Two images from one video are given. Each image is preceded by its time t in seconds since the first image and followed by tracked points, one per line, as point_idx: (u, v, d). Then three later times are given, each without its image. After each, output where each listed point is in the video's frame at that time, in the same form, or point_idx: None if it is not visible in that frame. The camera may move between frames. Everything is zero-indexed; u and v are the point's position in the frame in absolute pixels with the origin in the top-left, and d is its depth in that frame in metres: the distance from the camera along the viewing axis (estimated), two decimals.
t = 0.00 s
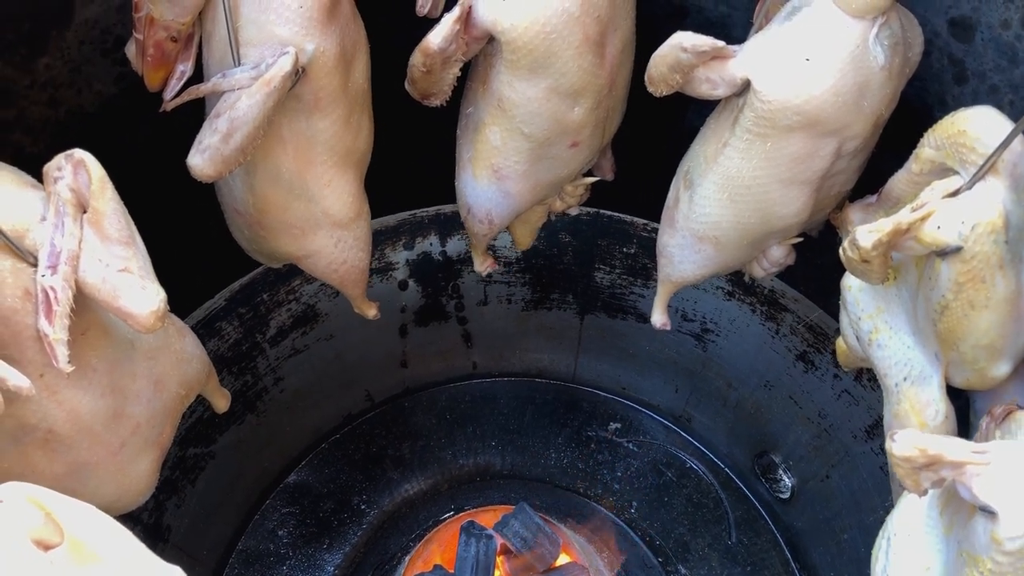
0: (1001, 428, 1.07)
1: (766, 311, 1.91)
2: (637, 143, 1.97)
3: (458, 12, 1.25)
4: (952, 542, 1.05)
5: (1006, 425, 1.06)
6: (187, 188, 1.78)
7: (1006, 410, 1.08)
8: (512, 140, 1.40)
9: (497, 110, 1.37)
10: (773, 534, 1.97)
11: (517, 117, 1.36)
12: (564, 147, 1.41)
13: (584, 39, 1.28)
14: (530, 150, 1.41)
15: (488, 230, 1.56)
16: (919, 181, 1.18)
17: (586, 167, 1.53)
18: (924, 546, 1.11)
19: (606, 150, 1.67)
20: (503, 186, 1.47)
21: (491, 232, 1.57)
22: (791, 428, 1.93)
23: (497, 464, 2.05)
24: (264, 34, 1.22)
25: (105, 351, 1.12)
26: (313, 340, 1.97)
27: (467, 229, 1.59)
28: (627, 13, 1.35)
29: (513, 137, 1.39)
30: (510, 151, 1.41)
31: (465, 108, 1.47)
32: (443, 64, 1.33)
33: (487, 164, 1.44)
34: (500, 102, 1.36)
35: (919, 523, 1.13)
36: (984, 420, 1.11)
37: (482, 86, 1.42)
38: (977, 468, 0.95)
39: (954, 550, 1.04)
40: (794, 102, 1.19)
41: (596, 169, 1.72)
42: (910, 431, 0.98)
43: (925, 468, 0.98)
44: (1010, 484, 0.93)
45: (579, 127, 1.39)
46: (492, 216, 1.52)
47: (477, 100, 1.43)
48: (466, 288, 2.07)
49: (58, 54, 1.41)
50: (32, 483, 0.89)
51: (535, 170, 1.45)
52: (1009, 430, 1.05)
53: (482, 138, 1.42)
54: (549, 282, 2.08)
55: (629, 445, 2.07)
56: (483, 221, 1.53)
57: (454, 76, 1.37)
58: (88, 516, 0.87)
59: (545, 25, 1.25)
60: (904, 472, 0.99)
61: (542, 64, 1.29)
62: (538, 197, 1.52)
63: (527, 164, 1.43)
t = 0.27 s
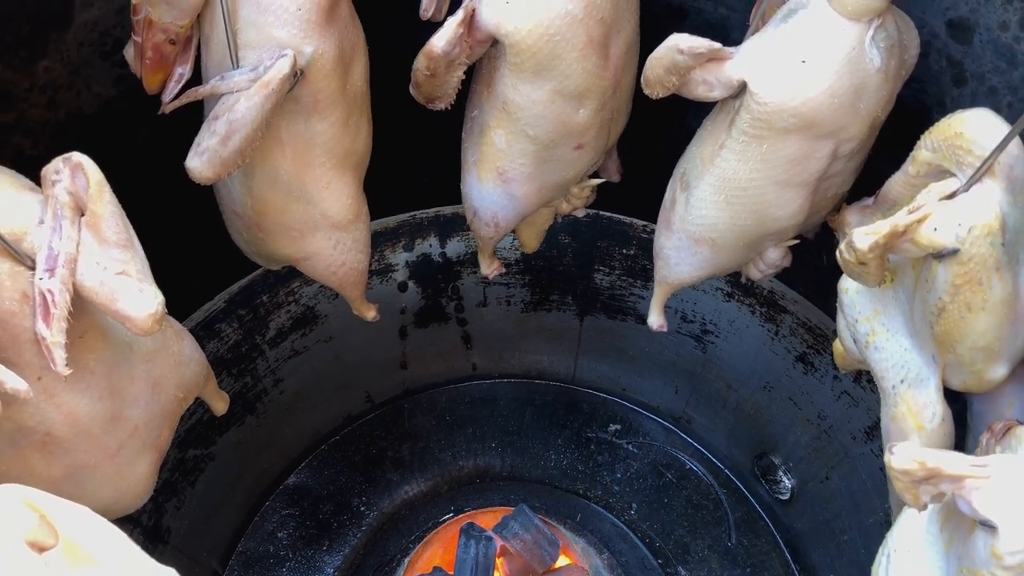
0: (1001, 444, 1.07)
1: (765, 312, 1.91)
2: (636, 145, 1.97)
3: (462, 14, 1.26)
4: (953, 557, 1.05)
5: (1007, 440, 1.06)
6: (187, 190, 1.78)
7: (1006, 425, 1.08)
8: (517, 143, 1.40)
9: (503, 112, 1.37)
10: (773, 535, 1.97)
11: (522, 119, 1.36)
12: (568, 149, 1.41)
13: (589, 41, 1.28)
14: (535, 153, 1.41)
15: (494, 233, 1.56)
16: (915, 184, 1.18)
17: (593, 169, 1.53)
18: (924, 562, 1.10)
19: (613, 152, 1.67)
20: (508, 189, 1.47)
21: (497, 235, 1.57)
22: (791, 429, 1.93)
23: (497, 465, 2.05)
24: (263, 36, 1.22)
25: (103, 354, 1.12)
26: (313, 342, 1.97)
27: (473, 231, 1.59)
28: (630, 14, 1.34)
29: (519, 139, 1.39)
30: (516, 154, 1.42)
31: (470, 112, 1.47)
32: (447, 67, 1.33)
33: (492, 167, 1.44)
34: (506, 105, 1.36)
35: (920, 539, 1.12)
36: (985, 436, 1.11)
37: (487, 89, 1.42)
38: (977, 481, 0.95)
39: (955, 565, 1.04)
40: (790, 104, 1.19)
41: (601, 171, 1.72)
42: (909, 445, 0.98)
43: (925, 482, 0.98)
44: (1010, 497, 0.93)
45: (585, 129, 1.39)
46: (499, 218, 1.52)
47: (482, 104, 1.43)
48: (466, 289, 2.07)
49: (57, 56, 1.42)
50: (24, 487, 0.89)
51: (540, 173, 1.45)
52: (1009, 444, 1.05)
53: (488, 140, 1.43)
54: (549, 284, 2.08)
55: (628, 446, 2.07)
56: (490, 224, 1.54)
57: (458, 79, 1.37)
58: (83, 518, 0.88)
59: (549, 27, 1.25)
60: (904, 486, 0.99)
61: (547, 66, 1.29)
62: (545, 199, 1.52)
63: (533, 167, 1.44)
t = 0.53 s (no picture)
0: (1009, 452, 1.06)
1: (766, 312, 1.91)
2: (636, 145, 1.97)
3: (463, 14, 1.26)
4: (962, 565, 1.05)
5: (1015, 448, 1.05)
6: (188, 190, 1.79)
7: (1015, 433, 1.07)
8: (517, 142, 1.40)
9: (503, 112, 1.38)
10: (774, 535, 1.97)
11: (522, 119, 1.36)
12: (568, 149, 1.42)
13: (589, 40, 1.28)
14: (535, 153, 1.41)
15: (494, 233, 1.56)
16: (913, 185, 1.18)
17: (593, 169, 1.53)
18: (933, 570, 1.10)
19: (613, 152, 1.67)
20: (509, 189, 1.47)
21: (497, 235, 1.57)
22: (791, 429, 1.93)
23: (498, 465, 2.05)
24: (268, 36, 1.23)
25: (102, 354, 1.12)
26: (314, 342, 1.97)
27: (473, 232, 1.59)
28: (630, 14, 1.34)
29: (519, 139, 1.40)
30: (516, 153, 1.42)
31: (471, 111, 1.47)
32: (447, 67, 1.33)
33: (493, 167, 1.44)
34: (506, 105, 1.36)
35: (929, 548, 1.11)
36: (994, 445, 1.10)
37: (487, 88, 1.41)
38: (984, 488, 0.95)
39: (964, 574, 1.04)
40: (789, 104, 1.19)
41: (601, 171, 1.72)
42: (917, 452, 0.98)
43: (932, 489, 0.98)
44: (1016, 504, 0.93)
45: (584, 129, 1.39)
46: (499, 218, 1.52)
47: (482, 103, 1.43)
48: (466, 290, 2.07)
49: (58, 57, 1.42)
50: (23, 488, 0.89)
51: (540, 173, 1.45)
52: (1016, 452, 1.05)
53: (489, 140, 1.43)
54: (550, 284, 2.08)
55: (629, 446, 2.07)
56: (490, 224, 1.54)
57: (458, 78, 1.37)
58: (81, 519, 0.88)
59: (549, 26, 1.25)
60: (910, 492, 0.99)
61: (547, 66, 1.29)
62: (545, 199, 1.52)
63: (533, 167, 1.44)
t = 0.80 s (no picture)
0: (1013, 443, 1.06)
1: (766, 312, 1.91)
2: (637, 145, 1.97)
3: (458, 14, 1.26)
4: (965, 556, 1.05)
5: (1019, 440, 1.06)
6: (190, 190, 1.79)
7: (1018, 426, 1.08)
8: (511, 141, 1.40)
9: (497, 111, 1.38)
10: (774, 535, 1.97)
11: (515, 118, 1.37)
12: (561, 149, 1.42)
13: (584, 42, 1.29)
14: (528, 152, 1.42)
15: (487, 231, 1.56)
16: (913, 185, 1.18)
17: (586, 169, 1.53)
18: (936, 561, 1.10)
19: (606, 152, 1.67)
20: (502, 188, 1.47)
21: (490, 233, 1.57)
22: (792, 429, 1.93)
23: (499, 465, 2.05)
24: (272, 36, 1.23)
25: (105, 352, 1.13)
26: (315, 342, 1.97)
27: (467, 229, 1.59)
28: (625, 16, 1.35)
29: (513, 138, 1.40)
30: (511, 152, 1.42)
31: (466, 109, 1.48)
32: (442, 66, 1.33)
33: (487, 166, 1.45)
34: (500, 103, 1.37)
35: (932, 538, 1.11)
36: (998, 436, 1.10)
37: (481, 87, 1.42)
38: (987, 479, 0.95)
39: (966, 565, 1.04)
40: (792, 105, 1.19)
41: (596, 171, 1.72)
42: (921, 443, 0.99)
43: (935, 480, 0.99)
44: (1018, 496, 0.93)
45: (578, 130, 1.39)
46: (492, 217, 1.52)
47: (476, 102, 1.43)
48: (468, 290, 2.07)
49: (60, 57, 1.42)
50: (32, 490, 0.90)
51: (534, 172, 1.46)
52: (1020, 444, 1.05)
53: (483, 139, 1.43)
54: (551, 284, 2.09)
55: (630, 447, 2.08)
56: (484, 223, 1.54)
57: (453, 77, 1.37)
58: (87, 520, 0.88)
59: (545, 27, 1.26)
60: (914, 483, 1.00)
61: (541, 66, 1.30)
62: (538, 198, 1.53)
63: (527, 166, 1.44)
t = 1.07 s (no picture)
0: (1007, 429, 1.07)
1: (766, 313, 1.91)
2: (637, 146, 1.97)
3: (456, 14, 1.26)
4: (957, 541, 1.05)
5: (1012, 425, 1.06)
6: (190, 191, 1.79)
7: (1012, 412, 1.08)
8: (508, 142, 1.41)
9: (494, 112, 1.38)
10: (774, 536, 1.97)
11: (513, 118, 1.37)
12: (559, 149, 1.42)
13: (581, 42, 1.29)
14: (526, 152, 1.42)
15: (484, 231, 1.56)
16: (915, 184, 1.18)
17: (583, 169, 1.54)
18: (929, 546, 1.10)
19: (603, 153, 1.67)
20: (499, 188, 1.47)
21: (487, 233, 1.57)
22: (792, 429, 1.93)
23: (499, 466, 2.05)
24: (270, 37, 1.24)
25: (107, 352, 1.13)
26: (316, 343, 1.97)
27: (463, 230, 1.59)
28: (623, 17, 1.35)
29: (510, 138, 1.40)
30: (507, 153, 1.42)
31: (462, 110, 1.48)
32: (441, 66, 1.33)
33: (483, 166, 1.45)
34: (497, 104, 1.37)
35: (925, 523, 1.12)
36: (992, 421, 1.11)
37: (479, 88, 1.42)
38: (981, 467, 0.95)
39: (959, 549, 1.04)
40: (793, 104, 1.19)
41: (591, 171, 1.72)
42: (915, 430, 0.99)
43: (929, 467, 0.99)
44: (1011, 483, 0.94)
45: (575, 130, 1.40)
46: (489, 218, 1.52)
47: (474, 103, 1.43)
48: (467, 291, 2.07)
49: (61, 58, 1.42)
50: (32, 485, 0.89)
51: (531, 173, 1.46)
52: (1014, 430, 1.05)
53: (480, 139, 1.43)
54: (550, 285, 2.09)
55: (630, 447, 2.08)
56: (481, 223, 1.54)
57: (452, 77, 1.37)
58: (90, 517, 0.88)
59: (542, 27, 1.26)
60: (908, 470, 1.00)
61: (539, 66, 1.30)
62: (535, 199, 1.53)
63: (523, 167, 1.44)
